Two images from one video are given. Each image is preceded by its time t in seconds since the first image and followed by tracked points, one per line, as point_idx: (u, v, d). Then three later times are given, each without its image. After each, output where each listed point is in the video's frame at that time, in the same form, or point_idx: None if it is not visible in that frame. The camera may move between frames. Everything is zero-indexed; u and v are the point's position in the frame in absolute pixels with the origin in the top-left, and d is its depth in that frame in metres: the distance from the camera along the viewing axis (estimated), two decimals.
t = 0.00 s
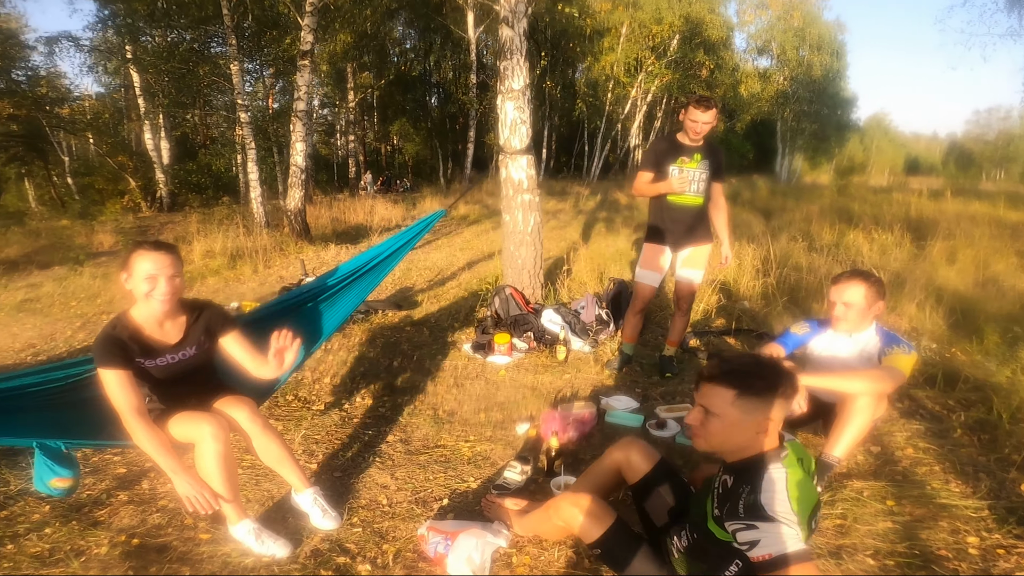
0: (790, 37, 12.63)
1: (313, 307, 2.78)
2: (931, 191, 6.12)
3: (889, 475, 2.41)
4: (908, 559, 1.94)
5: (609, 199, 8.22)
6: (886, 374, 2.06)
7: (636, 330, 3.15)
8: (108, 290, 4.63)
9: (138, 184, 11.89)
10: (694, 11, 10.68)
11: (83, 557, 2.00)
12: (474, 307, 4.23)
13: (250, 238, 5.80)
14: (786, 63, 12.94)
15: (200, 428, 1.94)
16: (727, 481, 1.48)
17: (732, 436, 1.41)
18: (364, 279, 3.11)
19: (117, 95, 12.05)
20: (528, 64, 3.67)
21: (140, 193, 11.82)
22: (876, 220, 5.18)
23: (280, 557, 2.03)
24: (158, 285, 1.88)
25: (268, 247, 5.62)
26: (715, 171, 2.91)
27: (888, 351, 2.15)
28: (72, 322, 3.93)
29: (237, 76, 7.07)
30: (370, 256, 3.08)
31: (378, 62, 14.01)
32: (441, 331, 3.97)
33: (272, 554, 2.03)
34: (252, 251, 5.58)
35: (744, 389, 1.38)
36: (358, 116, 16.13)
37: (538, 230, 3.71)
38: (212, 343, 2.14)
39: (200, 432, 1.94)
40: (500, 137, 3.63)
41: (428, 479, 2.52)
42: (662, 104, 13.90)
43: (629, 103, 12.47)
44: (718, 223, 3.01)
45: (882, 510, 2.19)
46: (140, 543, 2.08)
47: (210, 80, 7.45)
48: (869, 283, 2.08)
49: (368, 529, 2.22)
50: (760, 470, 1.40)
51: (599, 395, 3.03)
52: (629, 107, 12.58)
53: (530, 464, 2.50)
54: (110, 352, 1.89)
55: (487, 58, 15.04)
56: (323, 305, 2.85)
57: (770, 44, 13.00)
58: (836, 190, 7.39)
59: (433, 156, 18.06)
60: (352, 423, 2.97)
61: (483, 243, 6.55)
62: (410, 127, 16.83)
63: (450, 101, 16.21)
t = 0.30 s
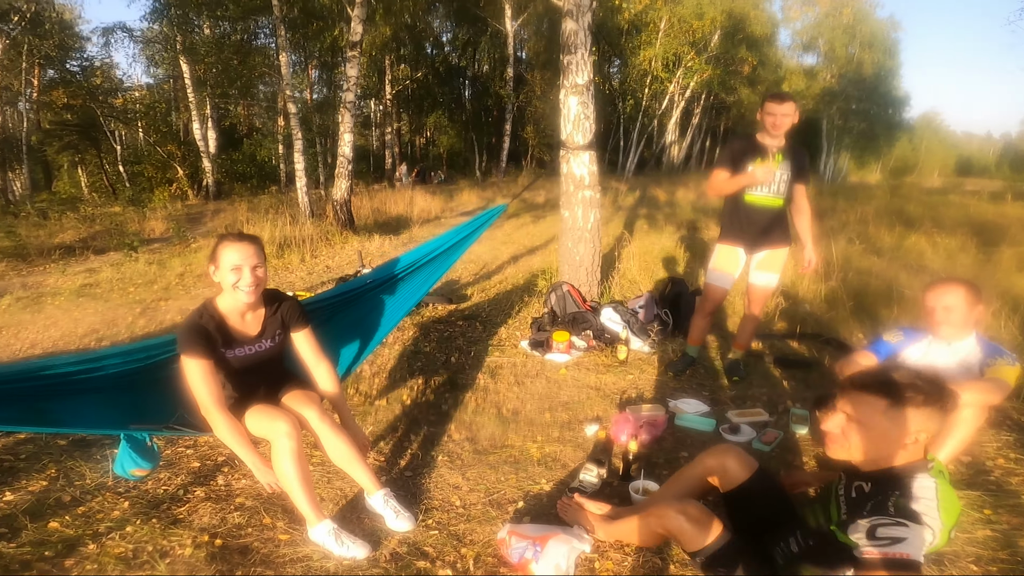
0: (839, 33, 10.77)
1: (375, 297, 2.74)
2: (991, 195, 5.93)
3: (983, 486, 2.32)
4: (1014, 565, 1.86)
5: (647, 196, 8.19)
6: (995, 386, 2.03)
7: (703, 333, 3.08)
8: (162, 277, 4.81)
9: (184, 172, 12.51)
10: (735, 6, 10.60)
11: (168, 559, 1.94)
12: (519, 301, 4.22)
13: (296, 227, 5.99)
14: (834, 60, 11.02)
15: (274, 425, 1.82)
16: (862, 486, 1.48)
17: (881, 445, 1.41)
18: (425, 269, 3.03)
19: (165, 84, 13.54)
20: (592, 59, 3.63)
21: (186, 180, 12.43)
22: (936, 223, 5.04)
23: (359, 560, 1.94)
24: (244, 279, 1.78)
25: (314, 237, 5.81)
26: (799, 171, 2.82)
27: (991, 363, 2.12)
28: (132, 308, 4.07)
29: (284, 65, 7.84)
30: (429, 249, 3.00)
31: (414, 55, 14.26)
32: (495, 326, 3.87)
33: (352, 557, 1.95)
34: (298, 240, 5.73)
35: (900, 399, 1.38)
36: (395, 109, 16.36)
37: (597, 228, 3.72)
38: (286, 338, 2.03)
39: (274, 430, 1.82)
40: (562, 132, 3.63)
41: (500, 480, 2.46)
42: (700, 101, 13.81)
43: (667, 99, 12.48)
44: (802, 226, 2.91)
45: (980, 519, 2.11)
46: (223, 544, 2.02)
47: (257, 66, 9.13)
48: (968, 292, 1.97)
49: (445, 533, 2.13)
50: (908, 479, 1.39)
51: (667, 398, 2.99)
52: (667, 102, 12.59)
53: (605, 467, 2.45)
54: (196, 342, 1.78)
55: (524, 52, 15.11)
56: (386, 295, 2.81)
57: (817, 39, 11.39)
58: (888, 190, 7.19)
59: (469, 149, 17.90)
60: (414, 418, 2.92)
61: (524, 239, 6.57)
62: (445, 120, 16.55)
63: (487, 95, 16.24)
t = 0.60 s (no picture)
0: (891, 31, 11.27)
1: (431, 290, 2.77)
2: None
3: None
4: None
5: (684, 193, 8.10)
6: None
7: (757, 332, 3.14)
8: (210, 265, 5.00)
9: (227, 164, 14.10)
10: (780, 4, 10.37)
11: (227, 550, 1.86)
12: (562, 294, 4.33)
13: (337, 218, 6.21)
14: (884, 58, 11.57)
15: (340, 415, 1.77)
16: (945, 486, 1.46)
17: (968, 447, 1.39)
18: (482, 261, 3.05)
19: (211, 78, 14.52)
20: (643, 54, 3.61)
21: (229, 173, 13.84)
22: (993, 227, 4.88)
23: (413, 553, 1.87)
24: (315, 267, 1.78)
25: (354, 227, 6.13)
26: (866, 170, 2.76)
27: None
28: (183, 295, 4.22)
29: (326, 55, 8.22)
30: (481, 242, 3.01)
31: (449, 50, 14.46)
32: (536, 321, 3.96)
33: (405, 551, 1.87)
34: (340, 230, 5.94)
35: (1002, 405, 1.33)
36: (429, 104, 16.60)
37: (644, 224, 3.83)
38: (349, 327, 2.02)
39: (339, 420, 1.78)
40: (611, 126, 3.68)
41: (550, 476, 2.38)
42: (738, 98, 13.57)
43: (705, 96, 12.35)
44: (865, 226, 2.87)
45: None
46: (280, 535, 1.95)
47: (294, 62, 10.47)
48: None
49: (496, 528, 2.05)
50: (993, 483, 1.35)
51: (718, 399, 2.99)
52: (704, 100, 12.46)
53: (657, 466, 2.39)
54: (264, 327, 1.76)
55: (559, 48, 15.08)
56: (440, 287, 2.83)
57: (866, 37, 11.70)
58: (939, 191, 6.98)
59: (501, 143, 17.99)
60: (461, 412, 2.91)
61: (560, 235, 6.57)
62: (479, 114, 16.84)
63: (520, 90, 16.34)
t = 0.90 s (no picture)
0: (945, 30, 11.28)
1: (485, 290, 2.81)
2: None
3: None
4: None
5: (723, 192, 7.95)
6: None
7: (804, 334, 3.10)
8: (254, 255, 5.14)
9: (269, 156, 14.08)
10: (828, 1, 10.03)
11: (269, 539, 1.81)
12: (601, 292, 4.33)
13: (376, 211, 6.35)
14: (938, 57, 11.53)
15: (396, 410, 1.75)
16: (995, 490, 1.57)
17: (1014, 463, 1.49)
18: (533, 260, 3.07)
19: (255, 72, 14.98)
20: (689, 50, 3.55)
21: (270, 165, 13.86)
22: None
23: (451, 548, 1.83)
24: (373, 260, 1.81)
25: (391, 221, 6.27)
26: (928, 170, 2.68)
27: None
28: (229, 283, 4.35)
29: (366, 53, 8.07)
30: (532, 240, 3.03)
31: (485, 45, 14.53)
32: (573, 317, 4.05)
33: (443, 545, 1.83)
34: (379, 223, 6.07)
35: None
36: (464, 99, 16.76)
37: (687, 221, 3.80)
38: (406, 323, 2.03)
39: (395, 415, 1.76)
40: (655, 124, 3.68)
41: (587, 474, 2.35)
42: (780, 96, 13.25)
43: (745, 94, 12.07)
44: (924, 226, 2.79)
45: None
46: (321, 525, 1.89)
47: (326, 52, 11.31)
48: None
49: (533, 524, 2.01)
50: None
51: (761, 401, 2.95)
52: (744, 98, 12.20)
53: (698, 467, 2.32)
54: (324, 325, 1.78)
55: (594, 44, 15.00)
56: (493, 287, 2.86)
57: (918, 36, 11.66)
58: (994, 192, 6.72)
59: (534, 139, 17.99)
60: (499, 407, 2.91)
61: (595, 233, 6.53)
62: (513, 110, 16.40)
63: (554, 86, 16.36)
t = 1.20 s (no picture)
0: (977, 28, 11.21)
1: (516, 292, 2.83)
2: None
3: None
4: None
5: (747, 191, 7.84)
6: None
7: (831, 337, 3.06)
8: (279, 253, 5.25)
9: (294, 156, 14.58)
10: None
11: (290, 535, 1.84)
12: (622, 293, 4.32)
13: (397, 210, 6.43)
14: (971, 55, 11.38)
15: (432, 411, 1.77)
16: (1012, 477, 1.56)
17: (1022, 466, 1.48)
18: (560, 263, 3.12)
19: (279, 72, 15.24)
20: (711, 50, 3.51)
21: (295, 164, 14.25)
22: None
23: (469, 548, 1.85)
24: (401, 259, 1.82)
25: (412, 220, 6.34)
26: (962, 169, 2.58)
27: None
28: (255, 281, 4.44)
29: (388, 53, 8.15)
30: (557, 245, 3.07)
31: (504, 45, 14.58)
32: (593, 317, 4.06)
33: (461, 544, 1.85)
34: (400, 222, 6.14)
35: None
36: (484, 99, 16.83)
37: (710, 222, 3.77)
38: (435, 324, 2.05)
39: (430, 416, 1.78)
40: (677, 123, 3.66)
41: (606, 475, 2.35)
42: (805, 94, 13.00)
43: (769, 93, 11.85)
44: (959, 226, 2.68)
45: None
46: (340, 522, 1.92)
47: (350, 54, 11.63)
48: None
49: (551, 524, 2.02)
50: None
51: (784, 404, 2.91)
52: (768, 96, 11.99)
53: (718, 469, 2.31)
54: (355, 326, 1.80)
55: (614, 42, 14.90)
56: (523, 289, 2.89)
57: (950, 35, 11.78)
58: None
59: (554, 138, 18.00)
60: (519, 406, 2.93)
61: (615, 233, 6.50)
62: (533, 109, 16.79)
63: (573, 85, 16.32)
